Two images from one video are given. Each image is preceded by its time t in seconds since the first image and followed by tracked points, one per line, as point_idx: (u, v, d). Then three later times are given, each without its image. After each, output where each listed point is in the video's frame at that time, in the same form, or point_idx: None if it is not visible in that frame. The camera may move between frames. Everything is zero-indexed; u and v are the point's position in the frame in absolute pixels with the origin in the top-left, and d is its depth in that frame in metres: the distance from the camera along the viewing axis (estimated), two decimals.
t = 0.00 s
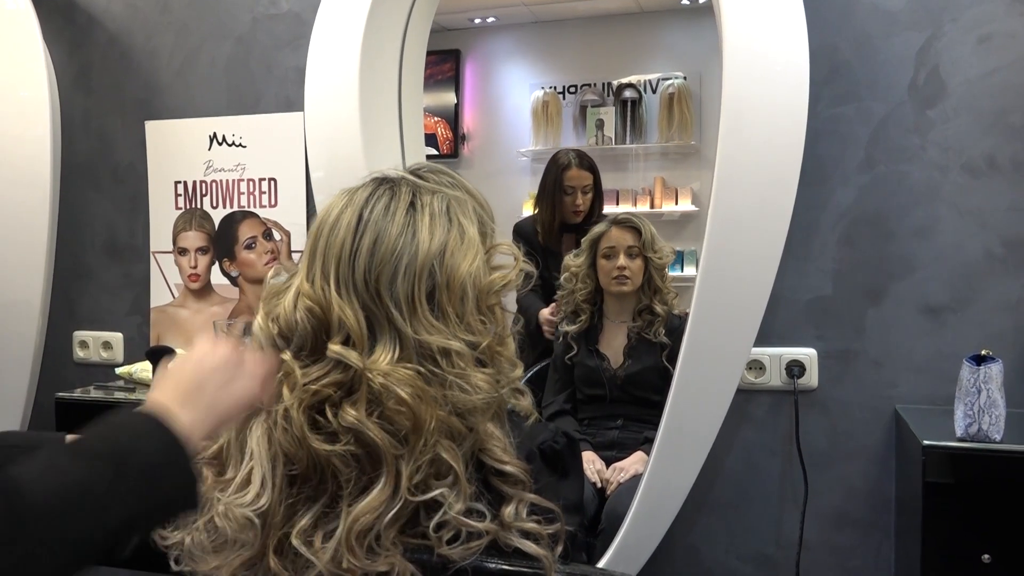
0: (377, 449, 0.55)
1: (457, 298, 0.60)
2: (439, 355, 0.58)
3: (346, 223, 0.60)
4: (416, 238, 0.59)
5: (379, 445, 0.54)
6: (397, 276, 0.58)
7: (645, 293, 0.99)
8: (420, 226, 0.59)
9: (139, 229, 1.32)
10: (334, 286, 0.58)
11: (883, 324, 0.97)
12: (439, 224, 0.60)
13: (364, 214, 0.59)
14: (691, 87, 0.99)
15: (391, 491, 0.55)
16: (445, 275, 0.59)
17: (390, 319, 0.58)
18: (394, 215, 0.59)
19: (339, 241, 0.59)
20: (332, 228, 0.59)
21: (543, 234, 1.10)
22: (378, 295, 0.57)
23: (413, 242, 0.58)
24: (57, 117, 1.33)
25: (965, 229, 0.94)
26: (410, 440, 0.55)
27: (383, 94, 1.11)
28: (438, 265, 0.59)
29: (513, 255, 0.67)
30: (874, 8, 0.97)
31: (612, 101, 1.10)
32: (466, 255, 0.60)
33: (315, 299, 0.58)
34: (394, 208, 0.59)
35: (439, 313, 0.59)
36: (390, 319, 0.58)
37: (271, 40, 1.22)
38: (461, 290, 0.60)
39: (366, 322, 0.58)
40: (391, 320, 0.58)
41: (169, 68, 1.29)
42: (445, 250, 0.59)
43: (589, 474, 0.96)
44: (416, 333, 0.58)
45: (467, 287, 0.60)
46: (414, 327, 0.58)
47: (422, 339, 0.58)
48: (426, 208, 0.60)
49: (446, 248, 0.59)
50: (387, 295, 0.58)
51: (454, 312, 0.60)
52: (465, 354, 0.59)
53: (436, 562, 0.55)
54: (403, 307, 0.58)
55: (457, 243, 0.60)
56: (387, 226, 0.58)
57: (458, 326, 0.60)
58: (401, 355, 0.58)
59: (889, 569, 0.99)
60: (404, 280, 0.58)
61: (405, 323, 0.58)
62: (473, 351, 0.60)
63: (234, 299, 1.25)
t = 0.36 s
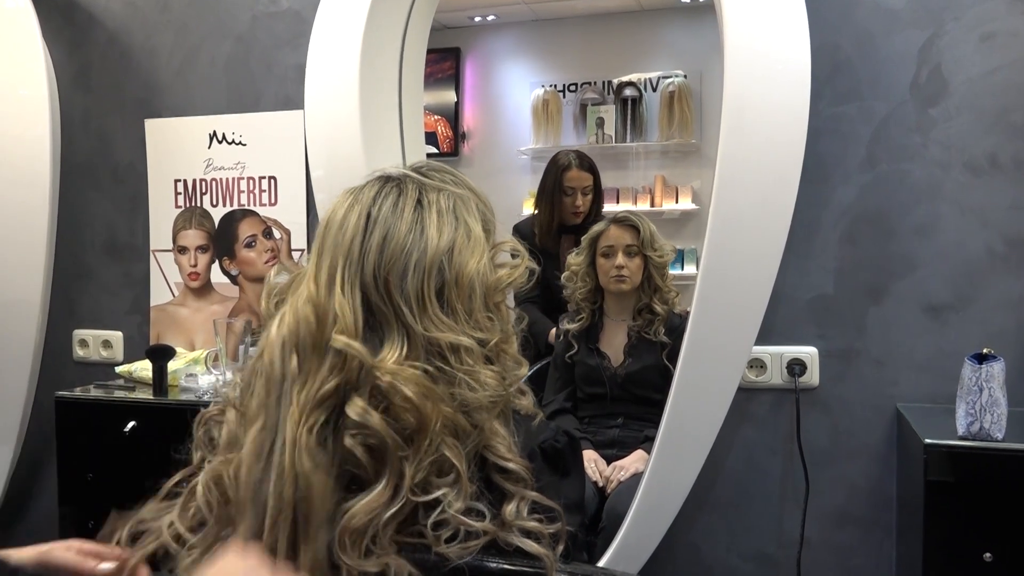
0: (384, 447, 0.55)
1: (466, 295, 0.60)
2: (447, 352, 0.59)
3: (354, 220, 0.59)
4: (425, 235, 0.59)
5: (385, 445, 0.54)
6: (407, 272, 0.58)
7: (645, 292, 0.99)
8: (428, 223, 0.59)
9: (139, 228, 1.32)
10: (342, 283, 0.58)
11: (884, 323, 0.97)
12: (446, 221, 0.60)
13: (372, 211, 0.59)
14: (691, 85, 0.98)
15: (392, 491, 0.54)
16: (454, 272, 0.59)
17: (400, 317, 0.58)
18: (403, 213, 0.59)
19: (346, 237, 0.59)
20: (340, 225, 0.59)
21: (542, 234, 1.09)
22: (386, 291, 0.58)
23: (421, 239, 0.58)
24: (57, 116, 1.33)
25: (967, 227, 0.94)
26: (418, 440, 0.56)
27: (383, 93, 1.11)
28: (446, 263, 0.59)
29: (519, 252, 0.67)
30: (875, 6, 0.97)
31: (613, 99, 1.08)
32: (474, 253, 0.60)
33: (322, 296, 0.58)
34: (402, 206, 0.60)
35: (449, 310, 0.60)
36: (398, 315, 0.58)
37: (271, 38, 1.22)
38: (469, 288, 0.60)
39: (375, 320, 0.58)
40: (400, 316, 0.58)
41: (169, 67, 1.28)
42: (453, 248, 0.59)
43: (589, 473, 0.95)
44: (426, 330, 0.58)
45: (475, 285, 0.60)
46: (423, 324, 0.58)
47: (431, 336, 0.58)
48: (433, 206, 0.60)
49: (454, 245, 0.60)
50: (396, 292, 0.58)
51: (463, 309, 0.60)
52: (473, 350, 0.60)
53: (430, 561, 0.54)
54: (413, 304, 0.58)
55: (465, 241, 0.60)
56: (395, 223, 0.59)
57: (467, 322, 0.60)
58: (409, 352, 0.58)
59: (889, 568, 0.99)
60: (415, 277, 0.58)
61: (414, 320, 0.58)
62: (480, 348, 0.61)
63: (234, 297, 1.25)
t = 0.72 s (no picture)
0: (387, 446, 0.56)
1: (456, 302, 0.60)
2: (437, 359, 0.59)
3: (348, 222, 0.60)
4: (415, 240, 0.59)
5: (388, 446, 0.56)
6: (394, 279, 0.58)
7: (647, 291, 0.99)
8: (420, 229, 0.59)
9: (140, 228, 1.32)
10: (335, 285, 0.58)
11: (885, 320, 0.97)
12: (439, 226, 0.60)
13: (364, 214, 0.60)
14: (692, 83, 0.98)
15: (396, 490, 0.55)
16: (444, 279, 0.59)
17: (389, 322, 0.58)
18: (395, 217, 0.59)
19: (338, 241, 0.59)
20: (334, 227, 0.60)
21: (549, 234, 1.08)
22: (376, 297, 0.58)
23: (411, 245, 0.58)
24: (57, 117, 1.33)
25: (967, 224, 0.94)
26: (421, 440, 0.56)
27: (382, 94, 1.11)
28: (437, 269, 0.59)
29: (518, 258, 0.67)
30: (875, 3, 0.96)
31: (613, 97, 1.06)
32: (468, 259, 0.60)
33: (318, 297, 0.59)
34: (395, 210, 0.60)
35: (438, 318, 0.60)
36: (389, 321, 0.58)
37: (271, 38, 1.22)
38: (460, 295, 0.60)
39: (366, 323, 0.58)
40: (390, 323, 0.58)
41: (169, 67, 1.29)
42: (445, 253, 0.59)
43: (592, 471, 0.96)
44: (414, 336, 0.58)
45: (467, 291, 0.60)
46: (412, 331, 0.58)
47: (420, 343, 0.58)
48: (427, 210, 0.60)
49: (446, 250, 0.59)
50: (385, 299, 0.58)
51: (454, 316, 0.60)
52: (463, 357, 0.60)
53: (437, 559, 0.54)
54: (401, 310, 0.58)
55: (458, 245, 0.60)
56: (385, 228, 0.59)
57: (457, 330, 0.60)
58: (400, 357, 0.58)
59: (891, 565, 0.99)
60: (402, 284, 0.58)
61: (403, 326, 0.58)
62: (471, 354, 0.61)
63: (235, 297, 1.25)
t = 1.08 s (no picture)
0: (388, 450, 0.56)
1: (463, 306, 0.60)
2: (443, 363, 0.58)
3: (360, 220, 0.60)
4: (426, 242, 0.59)
5: (387, 447, 0.56)
6: (402, 280, 0.58)
7: (649, 294, 1.00)
8: (430, 231, 0.59)
9: (141, 230, 1.32)
10: (345, 284, 0.58)
11: (886, 321, 0.97)
12: (450, 228, 0.60)
13: (376, 213, 0.60)
14: (692, 85, 0.98)
15: (395, 496, 0.55)
16: (452, 282, 0.59)
17: (396, 323, 0.58)
18: (407, 217, 0.59)
19: (348, 237, 0.59)
20: (346, 224, 0.60)
21: (550, 232, 1.07)
22: (382, 296, 0.58)
23: (420, 247, 0.58)
24: (58, 119, 1.33)
25: (968, 226, 0.94)
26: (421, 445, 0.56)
27: (383, 95, 1.11)
28: (445, 273, 0.59)
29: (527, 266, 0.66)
30: (875, 5, 0.97)
31: (613, 99, 1.07)
32: (477, 264, 0.60)
33: (327, 295, 0.59)
34: (407, 211, 0.60)
35: (445, 320, 0.59)
36: (395, 321, 0.58)
37: (272, 40, 1.22)
38: (468, 299, 0.60)
39: (372, 323, 0.58)
40: (396, 322, 0.58)
41: (170, 69, 1.29)
42: (454, 257, 0.59)
43: (594, 473, 0.95)
44: (421, 339, 0.58)
45: (475, 296, 0.60)
46: (418, 333, 0.58)
47: (426, 345, 0.58)
48: (439, 214, 0.60)
49: (455, 254, 0.59)
50: (392, 298, 0.58)
51: (460, 320, 0.60)
52: (468, 362, 0.59)
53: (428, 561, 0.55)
54: (409, 312, 0.58)
55: (469, 250, 0.60)
56: (396, 227, 0.59)
57: (463, 334, 0.60)
58: (404, 358, 0.58)
59: (892, 567, 0.99)
60: (410, 285, 0.58)
61: (410, 328, 0.58)
62: (477, 360, 0.60)
63: (236, 299, 1.25)
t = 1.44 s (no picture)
0: (392, 445, 0.56)
1: (467, 301, 0.60)
2: (447, 357, 0.59)
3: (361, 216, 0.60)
4: (428, 237, 0.59)
5: (392, 443, 0.56)
6: (406, 274, 0.58)
7: (649, 292, 0.99)
8: (434, 225, 0.59)
9: (141, 227, 1.32)
10: (348, 280, 0.58)
11: (887, 320, 0.97)
12: (453, 224, 0.60)
13: (379, 207, 0.60)
14: (692, 83, 0.98)
15: (401, 491, 0.55)
16: (456, 277, 0.59)
17: (400, 318, 0.58)
18: (409, 213, 0.59)
19: (351, 231, 0.59)
20: (347, 221, 0.60)
21: (544, 216, 1.11)
22: (386, 290, 0.58)
23: (425, 241, 0.58)
24: (59, 116, 1.33)
25: (969, 224, 0.94)
26: (425, 441, 0.57)
27: (383, 91, 1.11)
28: (449, 267, 0.59)
29: (528, 261, 0.66)
30: (877, 4, 0.97)
31: (613, 97, 1.08)
32: (479, 259, 0.60)
33: (329, 291, 0.58)
34: (409, 205, 0.60)
35: (449, 314, 0.60)
36: (399, 315, 0.58)
37: (272, 38, 1.22)
38: (471, 293, 0.60)
39: (377, 318, 0.58)
40: (400, 316, 0.58)
41: (170, 66, 1.29)
42: (457, 252, 0.59)
43: (593, 471, 0.96)
44: (425, 334, 0.58)
45: (477, 291, 0.60)
46: (423, 327, 0.58)
47: (430, 339, 0.58)
48: (441, 208, 0.60)
49: (459, 249, 0.59)
50: (397, 292, 0.58)
51: (463, 314, 0.60)
52: (473, 356, 0.59)
53: (434, 560, 0.54)
54: (414, 308, 0.58)
55: (470, 246, 0.60)
56: (400, 221, 0.59)
57: (467, 328, 0.60)
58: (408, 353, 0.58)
59: (892, 565, 0.99)
60: (415, 279, 0.58)
61: (414, 323, 0.58)
62: (480, 354, 0.61)
63: (236, 297, 1.25)
